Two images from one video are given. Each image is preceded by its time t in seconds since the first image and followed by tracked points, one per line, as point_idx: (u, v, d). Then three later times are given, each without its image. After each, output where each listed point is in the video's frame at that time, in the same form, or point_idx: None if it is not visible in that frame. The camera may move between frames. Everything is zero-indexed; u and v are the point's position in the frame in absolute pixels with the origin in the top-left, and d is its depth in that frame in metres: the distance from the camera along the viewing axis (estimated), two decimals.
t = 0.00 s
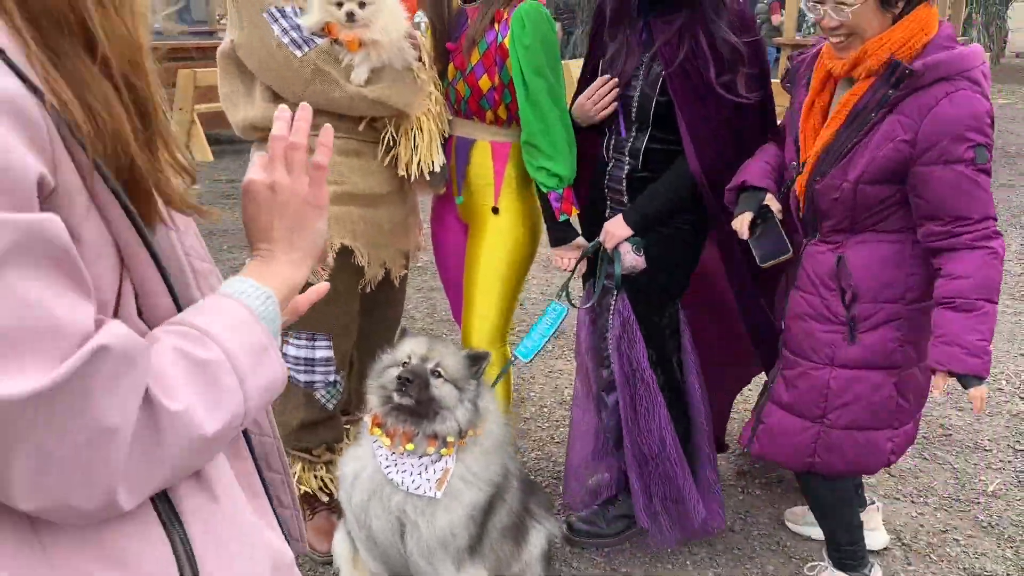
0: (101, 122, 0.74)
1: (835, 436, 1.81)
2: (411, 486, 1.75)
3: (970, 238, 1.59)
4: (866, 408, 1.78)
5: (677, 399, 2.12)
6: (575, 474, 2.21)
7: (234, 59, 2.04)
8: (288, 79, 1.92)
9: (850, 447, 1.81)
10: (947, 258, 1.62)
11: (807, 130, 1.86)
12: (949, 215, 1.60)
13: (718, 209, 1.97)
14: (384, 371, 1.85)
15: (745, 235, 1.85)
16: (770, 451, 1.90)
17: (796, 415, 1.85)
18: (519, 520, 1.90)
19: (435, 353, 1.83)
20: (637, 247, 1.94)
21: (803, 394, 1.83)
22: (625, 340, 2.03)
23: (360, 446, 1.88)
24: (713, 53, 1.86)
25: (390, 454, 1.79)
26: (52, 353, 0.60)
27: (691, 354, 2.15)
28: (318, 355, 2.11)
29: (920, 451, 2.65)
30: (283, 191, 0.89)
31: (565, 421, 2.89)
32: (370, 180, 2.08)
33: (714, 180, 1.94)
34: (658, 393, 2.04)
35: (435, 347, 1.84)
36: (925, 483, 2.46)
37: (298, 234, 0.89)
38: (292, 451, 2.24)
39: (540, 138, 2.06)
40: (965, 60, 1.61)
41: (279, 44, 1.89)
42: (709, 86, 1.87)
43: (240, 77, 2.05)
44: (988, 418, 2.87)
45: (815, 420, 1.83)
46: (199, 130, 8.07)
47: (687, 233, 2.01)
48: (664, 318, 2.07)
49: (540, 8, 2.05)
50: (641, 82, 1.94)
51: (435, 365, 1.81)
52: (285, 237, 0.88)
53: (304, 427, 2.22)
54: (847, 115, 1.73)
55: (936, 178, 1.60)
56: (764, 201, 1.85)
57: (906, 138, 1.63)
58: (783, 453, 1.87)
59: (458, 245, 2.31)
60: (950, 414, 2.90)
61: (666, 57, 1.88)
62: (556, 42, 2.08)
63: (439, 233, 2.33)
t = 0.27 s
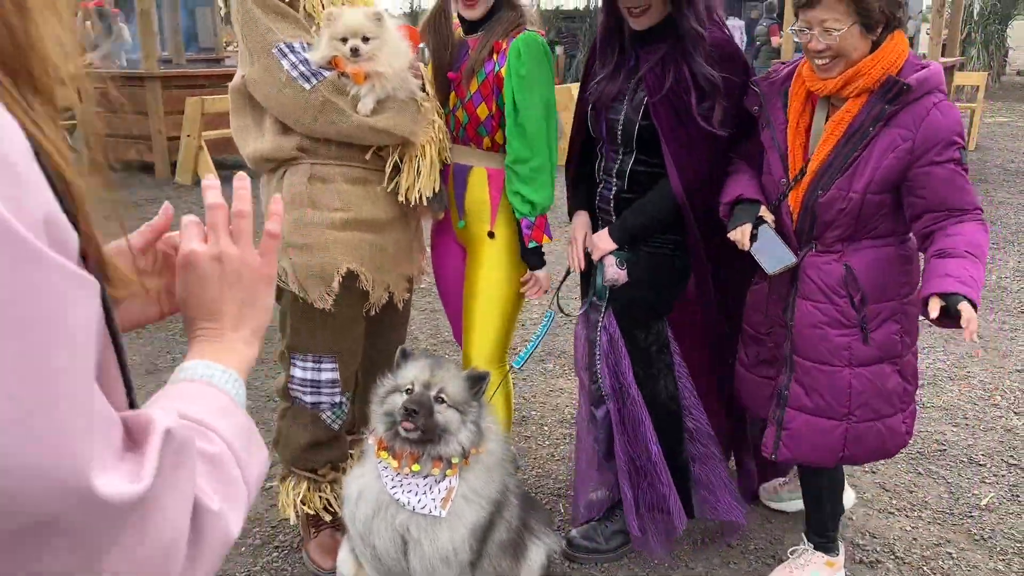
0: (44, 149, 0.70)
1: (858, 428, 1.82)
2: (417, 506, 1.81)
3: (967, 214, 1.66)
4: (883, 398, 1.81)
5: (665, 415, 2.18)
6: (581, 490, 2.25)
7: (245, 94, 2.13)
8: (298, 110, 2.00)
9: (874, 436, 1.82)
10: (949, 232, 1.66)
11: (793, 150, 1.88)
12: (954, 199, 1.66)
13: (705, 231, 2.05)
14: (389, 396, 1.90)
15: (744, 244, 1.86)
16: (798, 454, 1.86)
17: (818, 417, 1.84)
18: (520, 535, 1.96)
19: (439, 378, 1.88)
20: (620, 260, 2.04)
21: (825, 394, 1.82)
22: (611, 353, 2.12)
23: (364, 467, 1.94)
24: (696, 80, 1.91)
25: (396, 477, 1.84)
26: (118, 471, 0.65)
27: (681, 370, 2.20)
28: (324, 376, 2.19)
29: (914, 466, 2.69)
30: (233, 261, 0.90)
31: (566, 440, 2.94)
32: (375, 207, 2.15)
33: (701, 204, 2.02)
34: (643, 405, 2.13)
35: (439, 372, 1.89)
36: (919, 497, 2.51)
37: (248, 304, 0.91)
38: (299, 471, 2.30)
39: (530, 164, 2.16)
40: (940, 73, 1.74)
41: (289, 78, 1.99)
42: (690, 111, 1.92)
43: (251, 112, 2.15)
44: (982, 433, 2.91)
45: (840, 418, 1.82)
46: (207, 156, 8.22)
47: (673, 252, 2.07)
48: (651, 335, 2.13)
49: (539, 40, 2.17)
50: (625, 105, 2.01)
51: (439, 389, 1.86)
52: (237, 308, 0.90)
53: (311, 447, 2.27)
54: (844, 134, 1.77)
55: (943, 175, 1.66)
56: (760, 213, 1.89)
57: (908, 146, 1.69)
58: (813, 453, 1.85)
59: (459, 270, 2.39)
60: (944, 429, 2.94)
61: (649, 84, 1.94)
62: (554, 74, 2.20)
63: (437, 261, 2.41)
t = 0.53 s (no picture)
0: None
1: (810, 440, 1.94)
2: (401, 527, 1.87)
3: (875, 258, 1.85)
4: (830, 414, 1.94)
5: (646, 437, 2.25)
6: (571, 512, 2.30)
7: (242, 127, 2.22)
8: (293, 143, 2.08)
9: (821, 447, 1.95)
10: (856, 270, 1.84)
11: (761, 182, 2.03)
12: (875, 241, 1.84)
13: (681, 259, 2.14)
14: (372, 423, 1.93)
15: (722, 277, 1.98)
16: (753, 465, 1.95)
17: (775, 427, 1.95)
18: (505, 554, 2.02)
19: (418, 405, 1.90)
20: (598, 287, 2.09)
21: (781, 407, 1.94)
22: (590, 378, 2.17)
23: (352, 488, 1.99)
24: (663, 112, 1.99)
25: (380, 502, 1.90)
26: None
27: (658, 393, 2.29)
28: (318, 402, 2.25)
29: (899, 487, 2.73)
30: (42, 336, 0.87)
31: (558, 462, 2.99)
32: (367, 236, 2.22)
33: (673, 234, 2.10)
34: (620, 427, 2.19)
35: (418, 399, 1.90)
36: (903, 517, 2.54)
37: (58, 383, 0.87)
38: (291, 494, 2.35)
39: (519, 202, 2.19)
40: (899, 128, 1.89)
41: (284, 113, 2.07)
42: (660, 142, 2.00)
43: (248, 146, 2.24)
44: (968, 454, 2.94)
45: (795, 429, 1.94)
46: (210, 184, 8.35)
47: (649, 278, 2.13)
48: (631, 360, 2.20)
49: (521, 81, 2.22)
50: (599, 137, 2.08)
51: (418, 416, 1.89)
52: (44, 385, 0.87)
53: (303, 471, 2.32)
54: (807, 173, 1.92)
55: (874, 219, 1.84)
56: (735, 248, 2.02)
57: (860, 188, 1.85)
58: (765, 461, 1.95)
59: (448, 296, 2.45)
60: (931, 450, 2.97)
61: (621, 115, 2.01)
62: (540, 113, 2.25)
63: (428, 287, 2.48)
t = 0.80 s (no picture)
0: None
1: (783, 462, 2.03)
2: (378, 544, 1.94)
3: (746, 259, 1.93)
4: (801, 437, 2.02)
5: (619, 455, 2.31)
6: (548, 532, 2.32)
7: (234, 157, 2.31)
8: (284, 171, 2.16)
9: (796, 469, 2.04)
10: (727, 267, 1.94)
11: (721, 213, 2.20)
12: (761, 249, 1.93)
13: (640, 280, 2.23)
14: (349, 445, 2.00)
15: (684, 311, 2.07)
16: (728, 490, 2.03)
17: (748, 453, 2.03)
18: (483, 568, 2.09)
19: (395, 427, 1.97)
20: (567, 307, 2.18)
21: (752, 433, 2.02)
22: (563, 399, 2.25)
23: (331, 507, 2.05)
24: (625, 138, 2.10)
25: (358, 522, 1.97)
26: None
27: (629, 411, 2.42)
28: (305, 424, 2.31)
29: (880, 506, 2.77)
30: None
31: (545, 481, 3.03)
32: (354, 262, 2.30)
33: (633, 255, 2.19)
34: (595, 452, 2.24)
35: (395, 421, 1.98)
36: (881, 535, 2.58)
37: None
38: (279, 513, 2.41)
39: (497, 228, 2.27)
40: (841, 165, 1.98)
41: (275, 142, 2.15)
42: (621, 166, 2.10)
43: (241, 175, 2.32)
44: (949, 473, 2.98)
45: (766, 453, 2.02)
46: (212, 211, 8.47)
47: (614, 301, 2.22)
48: (603, 381, 2.26)
49: (498, 110, 2.33)
50: (565, 159, 2.18)
51: (395, 438, 1.96)
52: None
53: (291, 491, 2.38)
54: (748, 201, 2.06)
55: (772, 232, 1.95)
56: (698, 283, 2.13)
57: (781, 210, 1.97)
58: (741, 488, 2.03)
59: (436, 321, 2.53)
60: (913, 469, 3.01)
61: (586, 138, 2.12)
62: (516, 144, 2.35)
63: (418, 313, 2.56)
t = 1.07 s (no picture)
0: None
1: (755, 486, 2.05)
2: (377, 565, 1.97)
3: (692, 301, 1.92)
4: (769, 462, 2.03)
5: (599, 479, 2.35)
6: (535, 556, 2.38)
7: (236, 182, 2.37)
8: (288, 197, 2.24)
9: (769, 495, 2.05)
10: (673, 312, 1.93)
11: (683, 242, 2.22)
12: (703, 285, 1.92)
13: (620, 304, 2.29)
14: (348, 468, 2.05)
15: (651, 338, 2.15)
16: (703, 514, 2.08)
17: (717, 477, 2.06)
18: None
19: (395, 449, 2.02)
20: (556, 331, 2.25)
21: (719, 457, 2.05)
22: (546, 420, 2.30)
23: (327, 529, 2.10)
24: (612, 158, 2.21)
25: (356, 543, 2.00)
26: None
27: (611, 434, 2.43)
28: (306, 445, 2.37)
29: (874, 526, 2.79)
30: None
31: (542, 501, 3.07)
32: (355, 285, 2.37)
33: (615, 279, 2.27)
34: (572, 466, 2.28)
35: (394, 443, 2.03)
36: (874, 555, 2.61)
37: None
38: (278, 534, 2.47)
39: (484, 249, 2.33)
40: (785, 191, 1.98)
41: (280, 169, 2.23)
42: (607, 186, 2.19)
43: (244, 201, 2.38)
44: (943, 493, 3.01)
45: (736, 477, 2.05)
46: (217, 236, 8.57)
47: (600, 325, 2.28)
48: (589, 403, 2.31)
49: (479, 134, 2.39)
50: (553, 185, 2.27)
51: (394, 459, 2.01)
52: None
53: (291, 511, 2.42)
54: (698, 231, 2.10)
55: (714, 265, 1.95)
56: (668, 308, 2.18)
57: (725, 240, 1.99)
58: (712, 511, 2.07)
59: (435, 344, 2.58)
60: (906, 490, 3.04)
61: (572, 162, 2.22)
62: (498, 162, 2.41)
63: (417, 336, 2.61)
